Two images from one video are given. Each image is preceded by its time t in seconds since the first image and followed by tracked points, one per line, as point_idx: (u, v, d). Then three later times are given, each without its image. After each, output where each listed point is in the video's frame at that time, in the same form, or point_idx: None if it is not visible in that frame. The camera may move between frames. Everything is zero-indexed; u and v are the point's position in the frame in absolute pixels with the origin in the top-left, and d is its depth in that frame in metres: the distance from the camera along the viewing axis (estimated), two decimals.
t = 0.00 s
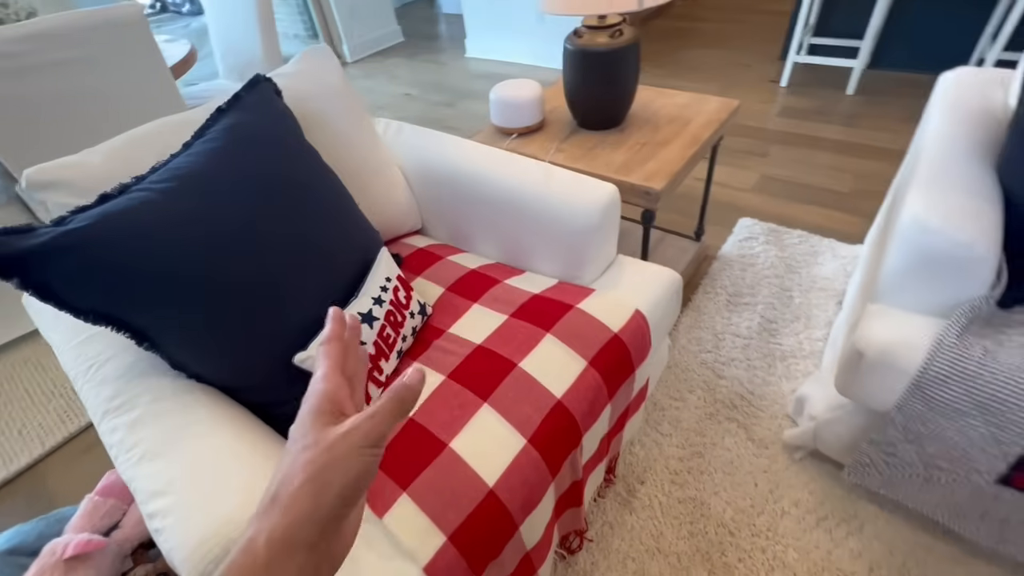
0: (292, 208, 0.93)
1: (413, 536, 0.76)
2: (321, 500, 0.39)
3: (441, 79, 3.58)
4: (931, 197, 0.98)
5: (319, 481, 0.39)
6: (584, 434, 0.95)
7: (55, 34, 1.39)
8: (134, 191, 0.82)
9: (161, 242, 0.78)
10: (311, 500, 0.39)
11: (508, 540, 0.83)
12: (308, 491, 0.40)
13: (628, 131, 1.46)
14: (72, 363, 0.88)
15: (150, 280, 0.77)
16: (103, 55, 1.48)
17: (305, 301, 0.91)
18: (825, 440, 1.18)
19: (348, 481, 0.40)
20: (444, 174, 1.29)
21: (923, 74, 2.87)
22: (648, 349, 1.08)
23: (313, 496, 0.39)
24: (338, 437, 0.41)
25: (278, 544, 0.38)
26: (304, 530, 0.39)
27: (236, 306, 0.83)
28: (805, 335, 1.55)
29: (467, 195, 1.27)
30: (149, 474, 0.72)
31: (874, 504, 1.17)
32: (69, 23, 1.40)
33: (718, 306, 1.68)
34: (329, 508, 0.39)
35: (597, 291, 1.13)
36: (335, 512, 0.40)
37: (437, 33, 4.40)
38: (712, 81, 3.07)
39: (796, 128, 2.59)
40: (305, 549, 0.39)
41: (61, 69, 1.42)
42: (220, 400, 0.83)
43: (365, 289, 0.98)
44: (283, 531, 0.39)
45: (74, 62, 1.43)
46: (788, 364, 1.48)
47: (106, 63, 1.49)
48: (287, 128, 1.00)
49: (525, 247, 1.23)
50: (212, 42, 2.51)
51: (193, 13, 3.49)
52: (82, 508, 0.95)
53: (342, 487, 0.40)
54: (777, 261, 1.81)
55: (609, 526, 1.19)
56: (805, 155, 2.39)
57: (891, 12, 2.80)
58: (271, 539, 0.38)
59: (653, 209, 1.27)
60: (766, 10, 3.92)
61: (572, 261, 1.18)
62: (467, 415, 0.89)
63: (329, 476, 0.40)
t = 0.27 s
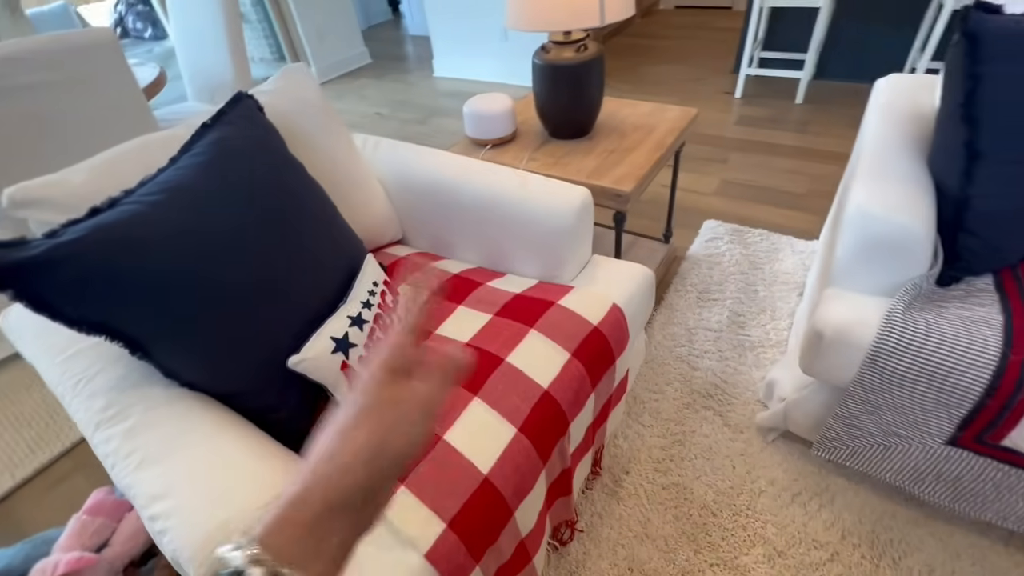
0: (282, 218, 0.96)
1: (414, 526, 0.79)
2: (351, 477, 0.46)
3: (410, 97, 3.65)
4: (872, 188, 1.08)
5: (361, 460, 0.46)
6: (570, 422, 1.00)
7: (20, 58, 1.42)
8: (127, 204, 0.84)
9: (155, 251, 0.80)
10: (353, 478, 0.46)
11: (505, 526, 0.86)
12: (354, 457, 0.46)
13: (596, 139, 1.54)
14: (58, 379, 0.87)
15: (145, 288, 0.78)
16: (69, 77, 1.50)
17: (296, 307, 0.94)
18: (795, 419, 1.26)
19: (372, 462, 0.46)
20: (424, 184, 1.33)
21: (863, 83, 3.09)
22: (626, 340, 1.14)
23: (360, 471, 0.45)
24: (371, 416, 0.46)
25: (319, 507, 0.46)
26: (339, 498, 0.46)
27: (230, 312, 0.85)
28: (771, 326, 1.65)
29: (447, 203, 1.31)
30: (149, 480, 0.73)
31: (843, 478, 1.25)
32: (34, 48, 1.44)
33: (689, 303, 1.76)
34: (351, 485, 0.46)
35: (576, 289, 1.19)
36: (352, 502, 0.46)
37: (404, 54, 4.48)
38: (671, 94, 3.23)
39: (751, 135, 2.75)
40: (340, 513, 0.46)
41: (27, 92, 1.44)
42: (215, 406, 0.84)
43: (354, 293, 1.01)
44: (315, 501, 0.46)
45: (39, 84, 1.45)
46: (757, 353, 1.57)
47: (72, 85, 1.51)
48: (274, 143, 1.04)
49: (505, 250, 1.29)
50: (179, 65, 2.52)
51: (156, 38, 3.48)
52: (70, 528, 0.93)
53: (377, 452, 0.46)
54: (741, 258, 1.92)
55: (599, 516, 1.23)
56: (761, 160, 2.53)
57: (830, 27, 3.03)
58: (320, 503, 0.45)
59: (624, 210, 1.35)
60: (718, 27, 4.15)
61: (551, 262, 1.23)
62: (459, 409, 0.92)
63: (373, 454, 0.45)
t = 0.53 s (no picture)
0: (262, 227, 0.97)
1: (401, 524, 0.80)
2: (498, 428, 0.20)
3: (388, 109, 3.67)
4: (830, 187, 1.15)
5: (481, 405, 0.20)
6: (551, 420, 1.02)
7: None
8: (106, 214, 0.84)
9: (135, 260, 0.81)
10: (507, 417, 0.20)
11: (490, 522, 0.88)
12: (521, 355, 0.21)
13: (571, 146, 1.59)
14: (34, 393, 0.86)
15: (125, 297, 0.79)
16: (42, 91, 1.50)
17: (278, 314, 0.95)
18: (768, 410, 1.31)
19: (536, 398, 0.21)
20: (402, 192, 1.35)
21: (825, 90, 3.23)
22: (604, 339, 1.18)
23: (453, 435, 0.19)
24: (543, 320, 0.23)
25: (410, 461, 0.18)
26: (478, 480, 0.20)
27: (211, 320, 0.86)
28: (744, 323, 1.70)
29: (426, 210, 1.34)
30: (132, 489, 0.73)
31: (815, 466, 1.30)
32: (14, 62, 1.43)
33: (665, 304, 1.81)
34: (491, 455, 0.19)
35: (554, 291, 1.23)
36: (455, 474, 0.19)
37: (381, 66, 4.51)
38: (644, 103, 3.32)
39: (721, 141, 2.84)
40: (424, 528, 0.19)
41: None
42: (197, 414, 0.84)
43: (335, 300, 1.03)
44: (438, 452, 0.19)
45: (10, 98, 1.44)
46: (732, 350, 1.62)
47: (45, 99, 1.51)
48: (253, 154, 1.06)
49: (484, 255, 1.32)
50: (153, 79, 2.50)
51: (128, 52, 3.44)
52: (48, 544, 0.92)
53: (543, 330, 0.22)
54: (714, 259, 1.98)
55: (583, 513, 1.26)
56: (731, 165, 2.62)
57: (792, 38, 3.16)
58: (403, 467, 0.18)
59: (599, 214, 1.39)
60: (687, 39, 4.29)
61: (529, 266, 1.26)
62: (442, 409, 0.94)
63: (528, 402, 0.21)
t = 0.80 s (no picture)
0: (251, 228, 0.98)
1: (389, 522, 0.81)
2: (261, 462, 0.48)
3: (381, 114, 3.69)
4: (812, 188, 1.17)
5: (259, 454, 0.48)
6: (540, 418, 1.03)
7: None
8: (95, 216, 0.85)
9: (123, 261, 0.81)
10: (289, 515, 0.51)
11: (478, 519, 0.89)
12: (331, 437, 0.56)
13: (560, 149, 1.61)
14: (20, 394, 0.85)
15: (113, 298, 0.79)
16: (34, 96, 1.50)
17: (267, 315, 0.95)
18: (755, 409, 1.32)
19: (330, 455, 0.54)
20: (392, 194, 1.36)
21: (812, 95, 3.28)
22: (592, 339, 1.19)
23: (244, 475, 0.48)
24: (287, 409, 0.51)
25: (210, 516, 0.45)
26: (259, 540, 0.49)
27: (199, 320, 0.86)
28: (732, 323, 1.72)
29: (415, 213, 1.35)
30: (121, 489, 0.73)
31: (802, 463, 1.32)
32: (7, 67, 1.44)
33: (655, 305, 1.83)
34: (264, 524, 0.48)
35: (543, 291, 1.24)
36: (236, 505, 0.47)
37: (373, 72, 4.53)
38: (634, 107, 3.36)
39: (711, 145, 2.88)
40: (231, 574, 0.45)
41: None
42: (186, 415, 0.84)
43: (325, 301, 1.04)
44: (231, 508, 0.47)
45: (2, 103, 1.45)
46: (720, 350, 1.64)
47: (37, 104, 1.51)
48: (243, 156, 1.06)
49: (474, 257, 1.33)
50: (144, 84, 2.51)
51: (119, 57, 3.44)
52: (35, 548, 0.92)
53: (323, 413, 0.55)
54: (703, 261, 2.00)
55: (573, 513, 1.26)
56: (720, 168, 2.65)
57: (779, 43, 3.21)
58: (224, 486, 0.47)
59: (587, 216, 1.41)
60: (677, 44, 4.34)
61: (518, 267, 1.28)
62: (431, 408, 0.95)
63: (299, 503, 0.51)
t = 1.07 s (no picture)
0: (236, 224, 0.97)
1: (371, 520, 0.81)
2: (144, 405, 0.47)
3: (374, 110, 3.67)
4: (799, 188, 1.17)
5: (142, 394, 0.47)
6: (526, 416, 1.04)
7: None
8: (75, 211, 0.84)
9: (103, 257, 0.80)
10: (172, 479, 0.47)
11: (462, 517, 0.89)
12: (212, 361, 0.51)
13: (550, 147, 1.60)
14: (1, 392, 0.85)
15: (93, 294, 0.78)
16: (21, 89, 1.49)
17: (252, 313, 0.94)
18: (742, 407, 1.33)
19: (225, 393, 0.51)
20: (381, 191, 1.36)
21: (805, 94, 3.29)
22: (580, 337, 1.20)
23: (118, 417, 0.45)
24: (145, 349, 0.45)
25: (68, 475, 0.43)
26: (143, 503, 0.46)
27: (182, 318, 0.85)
28: (721, 322, 1.73)
29: (404, 210, 1.34)
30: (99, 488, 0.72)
31: (787, 461, 1.33)
32: None
33: (645, 303, 1.83)
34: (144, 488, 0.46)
35: (531, 289, 1.24)
36: (100, 462, 0.45)
37: (367, 68, 4.51)
38: (627, 106, 3.35)
39: (703, 144, 2.88)
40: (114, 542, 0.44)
41: None
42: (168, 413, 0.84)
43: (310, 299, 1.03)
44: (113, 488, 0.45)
45: None
46: (709, 349, 1.65)
47: (24, 97, 1.50)
48: (228, 152, 1.05)
49: (462, 255, 1.32)
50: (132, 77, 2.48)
51: (108, 51, 3.40)
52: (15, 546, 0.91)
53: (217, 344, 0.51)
54: (693, 260, 2.01)
55: (559, 511, 1.27)
56: (712, 167, 2.66)
57: (772, 43, 3.21)
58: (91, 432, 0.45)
59: (576, 214, 1.41)
60: (671, 43, 4.34)
61: (506, 265, 1.28)
62: (416, 406, 0.95)
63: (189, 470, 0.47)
